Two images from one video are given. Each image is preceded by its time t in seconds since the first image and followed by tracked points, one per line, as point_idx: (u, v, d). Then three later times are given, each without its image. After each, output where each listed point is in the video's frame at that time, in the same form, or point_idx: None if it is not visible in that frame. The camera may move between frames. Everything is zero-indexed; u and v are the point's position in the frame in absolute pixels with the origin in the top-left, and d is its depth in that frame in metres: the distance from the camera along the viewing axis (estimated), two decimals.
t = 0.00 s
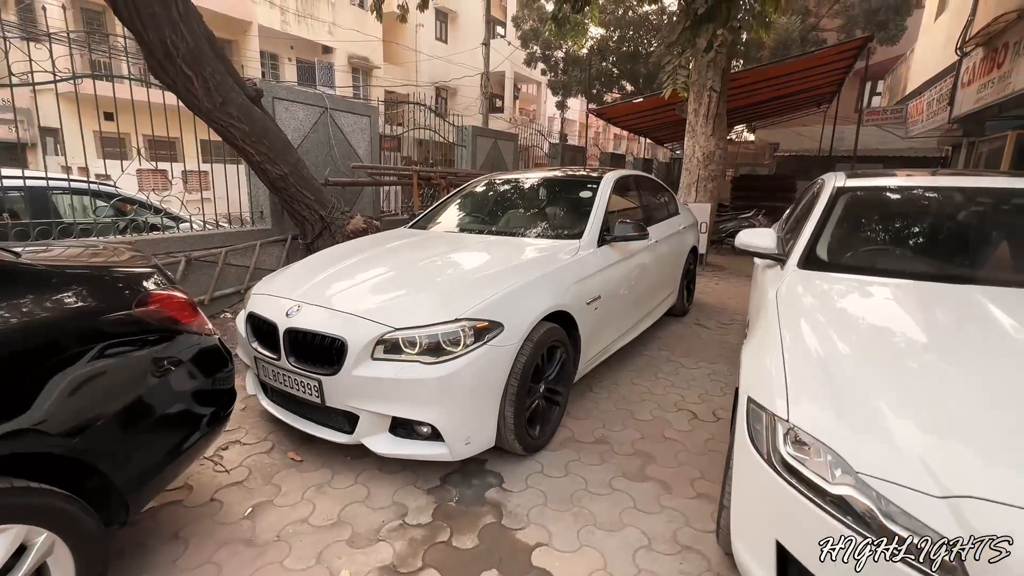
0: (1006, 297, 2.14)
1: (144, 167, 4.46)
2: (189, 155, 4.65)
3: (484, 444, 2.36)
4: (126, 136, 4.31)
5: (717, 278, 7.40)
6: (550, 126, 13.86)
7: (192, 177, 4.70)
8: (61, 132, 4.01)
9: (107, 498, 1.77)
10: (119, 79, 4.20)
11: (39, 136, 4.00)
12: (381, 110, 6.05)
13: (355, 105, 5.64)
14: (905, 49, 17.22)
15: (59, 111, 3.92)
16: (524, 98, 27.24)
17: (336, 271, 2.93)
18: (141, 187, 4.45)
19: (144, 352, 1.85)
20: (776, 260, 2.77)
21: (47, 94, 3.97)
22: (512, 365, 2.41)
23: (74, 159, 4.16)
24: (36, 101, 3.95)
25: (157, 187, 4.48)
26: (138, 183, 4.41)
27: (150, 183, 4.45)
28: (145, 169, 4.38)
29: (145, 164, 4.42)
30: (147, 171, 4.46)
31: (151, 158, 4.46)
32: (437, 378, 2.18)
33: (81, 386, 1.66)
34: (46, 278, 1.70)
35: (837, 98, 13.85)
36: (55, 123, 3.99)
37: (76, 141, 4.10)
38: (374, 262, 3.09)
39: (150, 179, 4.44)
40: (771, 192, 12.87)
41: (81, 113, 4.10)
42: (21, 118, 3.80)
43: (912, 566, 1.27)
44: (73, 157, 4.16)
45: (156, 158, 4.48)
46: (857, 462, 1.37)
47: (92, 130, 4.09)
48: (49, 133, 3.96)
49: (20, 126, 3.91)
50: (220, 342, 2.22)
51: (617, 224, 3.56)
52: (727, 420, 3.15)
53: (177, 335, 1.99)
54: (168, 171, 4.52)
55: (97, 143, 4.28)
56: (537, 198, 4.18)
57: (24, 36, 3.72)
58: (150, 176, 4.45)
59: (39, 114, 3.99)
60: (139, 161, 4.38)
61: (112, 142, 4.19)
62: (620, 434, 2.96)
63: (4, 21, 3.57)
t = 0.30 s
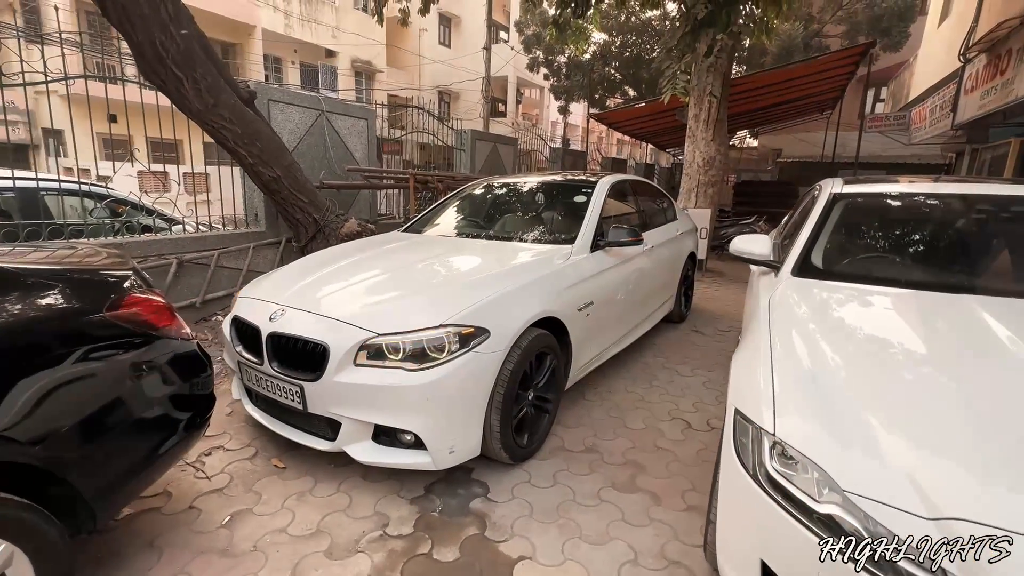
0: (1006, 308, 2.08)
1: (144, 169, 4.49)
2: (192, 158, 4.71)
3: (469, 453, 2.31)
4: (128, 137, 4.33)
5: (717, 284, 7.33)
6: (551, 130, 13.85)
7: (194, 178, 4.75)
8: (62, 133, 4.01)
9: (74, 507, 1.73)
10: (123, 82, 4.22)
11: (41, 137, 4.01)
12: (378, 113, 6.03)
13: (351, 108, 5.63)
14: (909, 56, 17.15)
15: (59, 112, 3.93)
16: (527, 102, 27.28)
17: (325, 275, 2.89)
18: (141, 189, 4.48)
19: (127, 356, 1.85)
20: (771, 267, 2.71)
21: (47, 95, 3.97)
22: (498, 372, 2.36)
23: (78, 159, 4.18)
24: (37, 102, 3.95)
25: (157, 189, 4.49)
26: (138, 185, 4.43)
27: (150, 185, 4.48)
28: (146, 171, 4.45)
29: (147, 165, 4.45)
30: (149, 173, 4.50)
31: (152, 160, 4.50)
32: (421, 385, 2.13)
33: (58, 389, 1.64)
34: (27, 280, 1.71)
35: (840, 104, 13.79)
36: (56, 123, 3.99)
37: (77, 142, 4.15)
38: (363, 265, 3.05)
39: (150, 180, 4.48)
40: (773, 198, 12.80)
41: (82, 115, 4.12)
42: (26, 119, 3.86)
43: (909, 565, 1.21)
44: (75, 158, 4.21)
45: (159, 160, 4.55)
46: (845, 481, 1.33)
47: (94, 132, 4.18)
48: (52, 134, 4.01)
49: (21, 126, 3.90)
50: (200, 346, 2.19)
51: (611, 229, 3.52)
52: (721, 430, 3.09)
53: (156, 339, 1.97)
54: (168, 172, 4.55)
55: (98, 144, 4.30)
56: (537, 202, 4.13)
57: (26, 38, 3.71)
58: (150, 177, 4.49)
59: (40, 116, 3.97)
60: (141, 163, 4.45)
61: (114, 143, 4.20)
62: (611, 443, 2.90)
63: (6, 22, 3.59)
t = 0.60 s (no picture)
0: (1012, 319, 2.05)
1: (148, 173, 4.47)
2: (195, 160, 4.67)
3: (466, 463, 2.28)
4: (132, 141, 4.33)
5: (719, 291, 7.29)
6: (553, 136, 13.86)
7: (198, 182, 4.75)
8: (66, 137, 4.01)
9: (63, 517, 1.69)
10: (127, 86, 4.22)
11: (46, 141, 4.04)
12: (380, 118, 6.04)
13: (353, 113, 5.64)
14: (912, 63, 17.13)
15: (65, 115, 3.93)
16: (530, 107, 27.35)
17: (324, 281, 2.88)
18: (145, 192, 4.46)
19: (124, 363, 1.83)
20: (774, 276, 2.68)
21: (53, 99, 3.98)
22: (497, 381, 2.33)
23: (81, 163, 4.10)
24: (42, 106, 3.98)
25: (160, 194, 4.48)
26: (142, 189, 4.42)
27: (154, 189, 4.46)
28: (149, 175, 4.40)
29: (150, 169, 4.45)
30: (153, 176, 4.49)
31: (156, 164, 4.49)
32: (417, 394, 2.10)
33: (53, 394, 1.62)
34: (25, 287, 1.70)
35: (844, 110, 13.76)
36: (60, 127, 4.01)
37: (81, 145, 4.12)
38: (362, 272, 3.03)
39: (153, 184, 4.47)
40: (776, 204, 12.75)
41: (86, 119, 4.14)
42: (29, 121, 3.83)
43: (908, 566, 1.21)
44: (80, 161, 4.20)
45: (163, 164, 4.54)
46: (848, 499, 1.30)
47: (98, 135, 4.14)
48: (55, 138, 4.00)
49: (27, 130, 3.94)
50: (194, 354, 2.17)
51: (612, 235, 3.49)
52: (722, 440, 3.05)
53: (151, 346, 1.96)
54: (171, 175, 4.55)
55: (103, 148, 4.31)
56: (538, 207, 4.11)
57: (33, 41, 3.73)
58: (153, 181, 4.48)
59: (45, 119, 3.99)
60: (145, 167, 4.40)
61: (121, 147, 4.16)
62: (611, 453, 2.87)
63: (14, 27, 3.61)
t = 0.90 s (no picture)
0: None
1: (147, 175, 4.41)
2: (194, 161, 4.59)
3: (468, 473, 2.21)
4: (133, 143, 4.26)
5: (721, 295, 7.22)
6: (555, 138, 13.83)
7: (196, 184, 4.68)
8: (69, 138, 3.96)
9: (48, 530, 1.62)
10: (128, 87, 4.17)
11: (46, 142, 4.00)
12: (381, 120, 5.99)
13: (354, 114, 5.59)
14: (915, 67, 17.11)
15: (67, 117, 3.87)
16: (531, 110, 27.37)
17: (325, 284, 2.82)
18: (144, 194, 4.39)
19: (118, 368, 1.78)
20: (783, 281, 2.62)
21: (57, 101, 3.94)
22: (500, 389, 2.27)
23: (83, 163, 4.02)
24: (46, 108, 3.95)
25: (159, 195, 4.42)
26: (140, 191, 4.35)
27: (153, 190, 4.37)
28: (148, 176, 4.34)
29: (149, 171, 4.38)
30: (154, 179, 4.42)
31: (158, 166, 4.43)
32: (418, 402, 2.04)
33: (48, 400, 1.57)
34: (17, 290, 1.64)
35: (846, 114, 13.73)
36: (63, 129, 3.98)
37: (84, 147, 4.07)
38: (362, 275, 2.98)
39: (154, 186, 4.40)
40: (778, 208, 12.70)
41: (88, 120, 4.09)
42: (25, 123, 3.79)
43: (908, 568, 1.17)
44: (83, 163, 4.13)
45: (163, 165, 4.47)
46: (863, 509, 1.25)
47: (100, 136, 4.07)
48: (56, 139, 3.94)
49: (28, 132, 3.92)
50: (188, 360, 2.11)
51: (617, 239, 3.44)
52: (729, 448, 2.99)
53: (146, 351, 1.91)
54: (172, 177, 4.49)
55: (104, 149, 4.26)
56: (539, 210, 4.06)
57: (33, 41, 3.68)
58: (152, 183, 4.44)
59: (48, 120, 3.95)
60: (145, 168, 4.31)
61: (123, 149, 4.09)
62: (616, 462, 2.80)
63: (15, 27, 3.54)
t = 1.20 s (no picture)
0: None
1: (146, 174, 4.34)
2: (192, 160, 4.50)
3: (473, 488, 2.07)
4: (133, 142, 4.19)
5: (727, 298, 7.08)
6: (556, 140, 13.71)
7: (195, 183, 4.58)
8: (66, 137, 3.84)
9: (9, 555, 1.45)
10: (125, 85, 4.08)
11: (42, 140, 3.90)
12: (381, 118, 5.86)
13: (354, 111, 5.46)
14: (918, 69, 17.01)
15: (64, 117, 3.79)
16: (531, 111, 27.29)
17: (322, 285, 2.68)
18: (142, 194, 4.34)
19: (98, 376, 1.65)
20: (803, 284, 2.49)
21: (51, 98, 3.79)
22: (506, 398, 2.13)
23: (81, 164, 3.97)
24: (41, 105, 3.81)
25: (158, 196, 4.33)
26: (138, 190, 4.30)
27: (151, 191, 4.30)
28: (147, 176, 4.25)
29: (148, 171, 4.30)
30: (153, 179, 4.35)
31: (156, 165, 4.33)
32: (418, 414, 1.90)
33: (21, 410, 1.44)
34: None
35: (850, 116, 13.63)
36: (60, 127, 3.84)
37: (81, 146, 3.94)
38: (361, 275, 2.84)
39: (154, 186, 4.35)
40: (781, 210, 12.57)
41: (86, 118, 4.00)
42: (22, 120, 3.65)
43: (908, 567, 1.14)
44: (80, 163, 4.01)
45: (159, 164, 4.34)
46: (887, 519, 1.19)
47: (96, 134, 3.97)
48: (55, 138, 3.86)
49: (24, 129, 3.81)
50: (170, 367, 1.96)
51: (625, 240, 3.30)
52: (744, 459, 2.85)
53: (127, 357, 1.76)
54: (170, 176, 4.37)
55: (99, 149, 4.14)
56: (542, 210, 3.93)
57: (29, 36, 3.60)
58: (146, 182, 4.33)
59: (43, 118, 3.82)
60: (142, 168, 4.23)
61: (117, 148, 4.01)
62: (626, 473, 2.66)
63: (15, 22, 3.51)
